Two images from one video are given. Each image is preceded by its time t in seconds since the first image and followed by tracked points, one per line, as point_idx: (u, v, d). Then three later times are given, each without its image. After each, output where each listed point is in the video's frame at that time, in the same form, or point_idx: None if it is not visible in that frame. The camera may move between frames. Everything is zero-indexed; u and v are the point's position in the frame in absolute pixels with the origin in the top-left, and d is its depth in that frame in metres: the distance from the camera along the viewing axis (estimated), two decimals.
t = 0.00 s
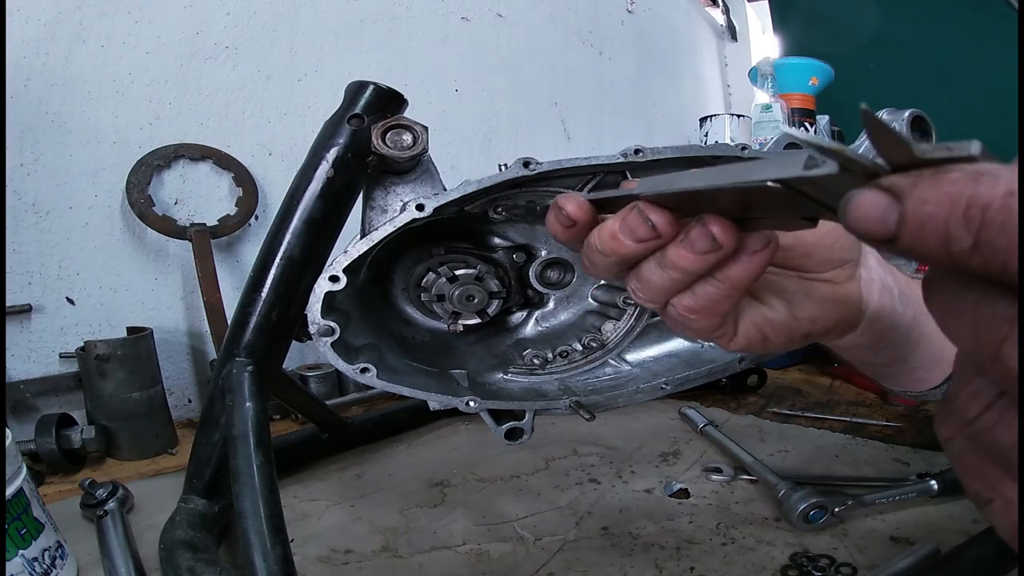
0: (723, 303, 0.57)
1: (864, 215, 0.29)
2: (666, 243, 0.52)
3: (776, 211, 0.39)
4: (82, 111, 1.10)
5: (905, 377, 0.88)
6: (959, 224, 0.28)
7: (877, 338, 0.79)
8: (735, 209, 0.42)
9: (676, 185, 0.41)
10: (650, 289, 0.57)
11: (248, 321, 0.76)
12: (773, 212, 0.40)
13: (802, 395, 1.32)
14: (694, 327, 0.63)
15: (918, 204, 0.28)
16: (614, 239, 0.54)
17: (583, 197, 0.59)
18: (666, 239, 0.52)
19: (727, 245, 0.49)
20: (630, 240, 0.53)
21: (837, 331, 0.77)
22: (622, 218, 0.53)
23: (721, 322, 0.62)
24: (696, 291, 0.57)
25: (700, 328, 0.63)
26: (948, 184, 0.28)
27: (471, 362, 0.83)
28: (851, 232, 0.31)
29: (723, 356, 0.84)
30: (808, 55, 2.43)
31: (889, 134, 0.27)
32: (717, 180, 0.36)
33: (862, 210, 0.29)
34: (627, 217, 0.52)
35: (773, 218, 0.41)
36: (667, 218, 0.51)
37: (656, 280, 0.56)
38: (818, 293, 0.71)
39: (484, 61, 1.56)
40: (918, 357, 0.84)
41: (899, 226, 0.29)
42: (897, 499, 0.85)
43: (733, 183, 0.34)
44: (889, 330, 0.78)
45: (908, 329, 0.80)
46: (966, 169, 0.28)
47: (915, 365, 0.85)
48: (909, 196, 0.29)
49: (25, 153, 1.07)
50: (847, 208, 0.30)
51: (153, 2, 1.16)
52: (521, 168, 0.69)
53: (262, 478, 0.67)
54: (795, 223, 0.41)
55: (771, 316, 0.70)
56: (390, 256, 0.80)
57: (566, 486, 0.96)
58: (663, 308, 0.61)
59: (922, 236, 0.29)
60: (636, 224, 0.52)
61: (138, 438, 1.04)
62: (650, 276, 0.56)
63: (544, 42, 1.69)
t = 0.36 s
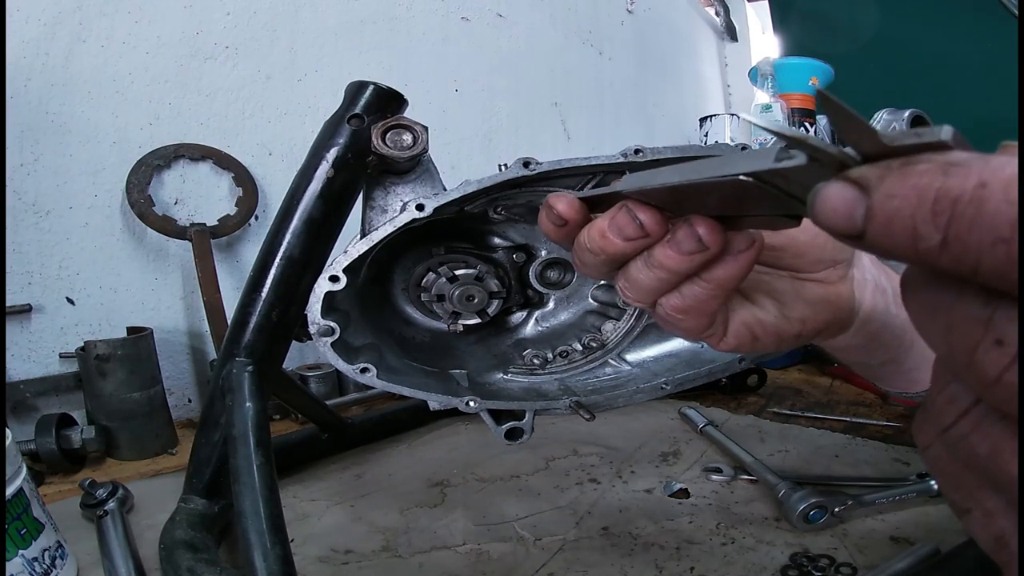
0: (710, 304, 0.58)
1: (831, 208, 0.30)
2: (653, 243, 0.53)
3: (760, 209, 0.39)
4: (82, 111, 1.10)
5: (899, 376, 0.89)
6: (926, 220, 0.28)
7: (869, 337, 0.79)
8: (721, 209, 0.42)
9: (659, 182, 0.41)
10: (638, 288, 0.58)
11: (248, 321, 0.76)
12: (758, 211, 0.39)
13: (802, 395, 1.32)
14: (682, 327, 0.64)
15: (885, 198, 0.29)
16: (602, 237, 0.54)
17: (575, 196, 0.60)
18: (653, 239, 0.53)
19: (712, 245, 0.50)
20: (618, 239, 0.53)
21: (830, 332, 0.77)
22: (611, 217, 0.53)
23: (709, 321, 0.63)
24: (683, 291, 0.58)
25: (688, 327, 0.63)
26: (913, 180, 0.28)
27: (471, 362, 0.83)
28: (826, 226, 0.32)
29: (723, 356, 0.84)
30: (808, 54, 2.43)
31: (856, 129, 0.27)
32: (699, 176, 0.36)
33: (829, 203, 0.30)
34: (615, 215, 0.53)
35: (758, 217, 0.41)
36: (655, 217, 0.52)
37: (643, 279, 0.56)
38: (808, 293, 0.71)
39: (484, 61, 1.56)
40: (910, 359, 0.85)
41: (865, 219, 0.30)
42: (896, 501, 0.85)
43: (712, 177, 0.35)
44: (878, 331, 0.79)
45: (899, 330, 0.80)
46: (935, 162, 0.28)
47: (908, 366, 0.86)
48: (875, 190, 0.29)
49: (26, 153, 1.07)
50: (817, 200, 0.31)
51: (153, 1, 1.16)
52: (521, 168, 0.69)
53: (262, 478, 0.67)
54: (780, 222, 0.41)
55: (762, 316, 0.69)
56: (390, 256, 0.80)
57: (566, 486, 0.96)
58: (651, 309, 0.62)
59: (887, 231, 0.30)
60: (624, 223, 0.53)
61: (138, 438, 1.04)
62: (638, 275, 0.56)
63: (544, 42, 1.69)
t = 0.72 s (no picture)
0: (727, 304, 0.55)
1: (862, 213, 0.25)
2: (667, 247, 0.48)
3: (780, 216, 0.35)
4: (82, 111, 1.10)
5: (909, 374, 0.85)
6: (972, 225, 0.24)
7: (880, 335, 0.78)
8: (738, 216, 0.38)
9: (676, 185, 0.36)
10: (654, 295, 0.53)
11: (248, 321, 0.76)
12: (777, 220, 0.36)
13: (802, 395, 1.32)
14: (700, 330, 0.60)
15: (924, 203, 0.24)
16: (616, 243, 0.49)
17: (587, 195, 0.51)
18: (668, 244, 0.47)
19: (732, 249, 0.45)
20: (632, 244, 0.48)
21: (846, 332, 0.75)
22: (626, 221, 0.47)
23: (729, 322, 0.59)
24: (699, 295, 0.54)
25: (706, 330, 0.60)
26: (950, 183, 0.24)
27: (471, 362, 0.83)
28: (851, 228, 0.27)
29: (723, 356, 0.84)
30: (808, 55, 2.43)
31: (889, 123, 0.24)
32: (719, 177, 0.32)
33: (860, 207, 0.25)
34: (629, 218, 0.47)
35: (781, 227, 0.37)
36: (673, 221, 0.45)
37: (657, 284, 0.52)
38: (823, 292, 0.69)
39: (484, 61, 1.56)
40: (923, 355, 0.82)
41: (902, 226, 0.25)
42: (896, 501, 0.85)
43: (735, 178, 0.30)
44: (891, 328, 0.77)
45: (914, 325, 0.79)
46: (967, 163, 0.24)
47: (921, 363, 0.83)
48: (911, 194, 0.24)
49: (26, 153, 1.07)
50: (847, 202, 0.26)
51: (153, 1, 1.16)
52: (520, 168, 0.70)
53: (262, 478, 0.67)
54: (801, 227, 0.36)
55: (780, 317, 0.68)
56: (390, 256, 0.80)
57: (566, 486, 0.96)
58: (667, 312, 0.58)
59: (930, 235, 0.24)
60: (639, 229, 0.47)
61: (138, 438, 1.04)
62: (653, 282, 0.52)
63: (544, 42, 1.69)
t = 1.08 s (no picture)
0: (820, 312, 0.59)
1: None
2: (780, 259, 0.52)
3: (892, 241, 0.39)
4: (82, 111, 1.10)
5: (938, 373, 0.86)
6: None
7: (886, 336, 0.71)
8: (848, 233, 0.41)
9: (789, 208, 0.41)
10: (751, 296, 0.58)
11: (248, 321, 0.76)
12: (888, 241, 0.39)
13: (802, 395, 1.32)
14: (782, 333, 0.63)
15: None
16: (731, 250, 0.53)
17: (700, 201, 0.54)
18: (785, 256, 0.51)
19: (842, 266, 0.49)
20: (749, 253, 0.51)
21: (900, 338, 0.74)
22: (740, 232, 0.52)
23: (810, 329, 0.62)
24: (795, 301, 0.57)
25: (788, 333, 0.63)
26: None
27: (470, 362, 0.83)
28: None
29: (723, 357, 0.84)
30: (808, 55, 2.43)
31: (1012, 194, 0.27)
32: (842, 208, 0.36)
33: (992, 260, 0.30)
34: (748, 229, 0.50)
35: (893, 248, 0.41)
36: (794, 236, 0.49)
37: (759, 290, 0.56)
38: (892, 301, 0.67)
39: (484, 60, 1.56)
40: (960, 360, 0.82)
41: None
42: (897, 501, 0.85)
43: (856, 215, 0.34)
44: (909, 325, 0.70)
45: (954, 331, 0.78)
46: None
47: (953, 366, 0.83)
48: None
49: (25, 153, 1.07)
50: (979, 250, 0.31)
51: (153, 2, 1.16)
52: (521, 168, 0.69)
53: (262, 478, 0.67)
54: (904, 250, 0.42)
55: (856, 327, 0.69)
56: (390, 256, 0.80)
57: (566, 486, 0.96)
58: (757, 314, 0.62)
59: None
60: (757, 240, 0.50)
61: (138, 438, 1.04)
62: (755, 286, 0.56)
63: (544, 42, 1.69)
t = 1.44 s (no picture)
0: (788, 306, 0.58)
1: None
2: (745, 253, 0.53)
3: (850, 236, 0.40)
4: (82, 111, 1.10)
5: (923, 370, 0.87)
6: None
7: (854, 329, 0.73)
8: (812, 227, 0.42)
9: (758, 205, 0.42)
10: (720, 291, 0.58)
11: (248, 321, 0.76)
12: (852, 239, 0.41)
13: (802, 395, 1.32)
14: (753, 328, 0.64)
15: None
16: (698, 245, 0.54)
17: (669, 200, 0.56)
18: (749, 250, 0.52)
19: (804, 260, 0.50)
20: (715, 248, 0.53)
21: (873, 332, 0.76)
22: (707, 228, 0.53)
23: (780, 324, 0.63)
24: (761, 296, 0.58)
25: (759, 328, 0.64)
26: (1012, 238, 0.30)
27: (471, 363, 0.83)
28: None
29: (723, 357, 0.84)
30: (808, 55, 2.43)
31: (961, 188, 0.29)
32: (803, 205, 0.38)
33: (932, 248, 0.31)
34: (714, 225, 0.52)
35: (857, 246, 0.43)
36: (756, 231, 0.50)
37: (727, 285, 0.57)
38: (861, 296, 0.70)
39: (484, 60, 1.56)
40: (942, 355, 0.83)
41: None
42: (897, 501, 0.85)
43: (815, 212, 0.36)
44: (878, 319, 0.72)
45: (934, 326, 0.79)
46: None
47: (936, 362, 0.84)
48: (974, 242, 0.31)
49: (25, 153, 1.07)
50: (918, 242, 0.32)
51: (153, 1, 1.16)
52: (521, 168, 0.69)
53: (262, 478, 0.67)
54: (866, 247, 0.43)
55: (824, 318, 0.71)
56: (390, 256, 0.80)
57: (566, 486, 0.96)
58: (727, 311, 0.63)
59: (990, 274, 0.31)
60: (722, 234, 0.51)
61: (138, 438, 1.04)
62: (723, 281, 0.57)
63: (544, 42, 1.69)
